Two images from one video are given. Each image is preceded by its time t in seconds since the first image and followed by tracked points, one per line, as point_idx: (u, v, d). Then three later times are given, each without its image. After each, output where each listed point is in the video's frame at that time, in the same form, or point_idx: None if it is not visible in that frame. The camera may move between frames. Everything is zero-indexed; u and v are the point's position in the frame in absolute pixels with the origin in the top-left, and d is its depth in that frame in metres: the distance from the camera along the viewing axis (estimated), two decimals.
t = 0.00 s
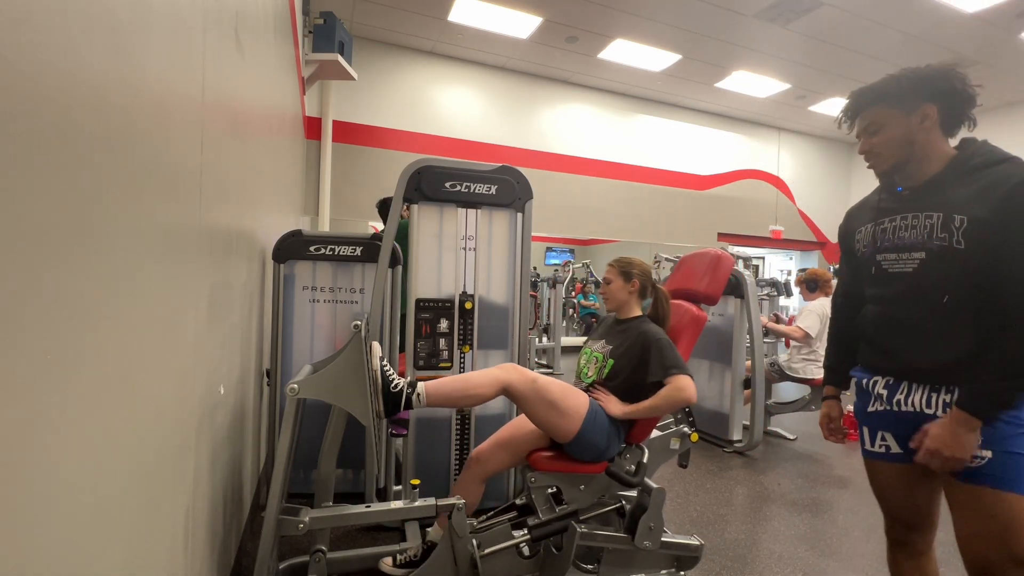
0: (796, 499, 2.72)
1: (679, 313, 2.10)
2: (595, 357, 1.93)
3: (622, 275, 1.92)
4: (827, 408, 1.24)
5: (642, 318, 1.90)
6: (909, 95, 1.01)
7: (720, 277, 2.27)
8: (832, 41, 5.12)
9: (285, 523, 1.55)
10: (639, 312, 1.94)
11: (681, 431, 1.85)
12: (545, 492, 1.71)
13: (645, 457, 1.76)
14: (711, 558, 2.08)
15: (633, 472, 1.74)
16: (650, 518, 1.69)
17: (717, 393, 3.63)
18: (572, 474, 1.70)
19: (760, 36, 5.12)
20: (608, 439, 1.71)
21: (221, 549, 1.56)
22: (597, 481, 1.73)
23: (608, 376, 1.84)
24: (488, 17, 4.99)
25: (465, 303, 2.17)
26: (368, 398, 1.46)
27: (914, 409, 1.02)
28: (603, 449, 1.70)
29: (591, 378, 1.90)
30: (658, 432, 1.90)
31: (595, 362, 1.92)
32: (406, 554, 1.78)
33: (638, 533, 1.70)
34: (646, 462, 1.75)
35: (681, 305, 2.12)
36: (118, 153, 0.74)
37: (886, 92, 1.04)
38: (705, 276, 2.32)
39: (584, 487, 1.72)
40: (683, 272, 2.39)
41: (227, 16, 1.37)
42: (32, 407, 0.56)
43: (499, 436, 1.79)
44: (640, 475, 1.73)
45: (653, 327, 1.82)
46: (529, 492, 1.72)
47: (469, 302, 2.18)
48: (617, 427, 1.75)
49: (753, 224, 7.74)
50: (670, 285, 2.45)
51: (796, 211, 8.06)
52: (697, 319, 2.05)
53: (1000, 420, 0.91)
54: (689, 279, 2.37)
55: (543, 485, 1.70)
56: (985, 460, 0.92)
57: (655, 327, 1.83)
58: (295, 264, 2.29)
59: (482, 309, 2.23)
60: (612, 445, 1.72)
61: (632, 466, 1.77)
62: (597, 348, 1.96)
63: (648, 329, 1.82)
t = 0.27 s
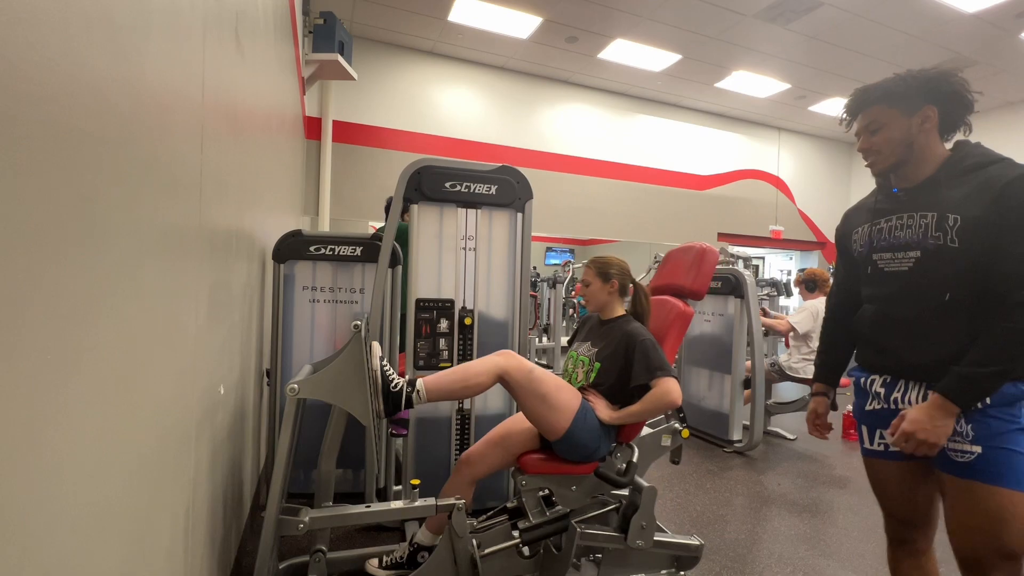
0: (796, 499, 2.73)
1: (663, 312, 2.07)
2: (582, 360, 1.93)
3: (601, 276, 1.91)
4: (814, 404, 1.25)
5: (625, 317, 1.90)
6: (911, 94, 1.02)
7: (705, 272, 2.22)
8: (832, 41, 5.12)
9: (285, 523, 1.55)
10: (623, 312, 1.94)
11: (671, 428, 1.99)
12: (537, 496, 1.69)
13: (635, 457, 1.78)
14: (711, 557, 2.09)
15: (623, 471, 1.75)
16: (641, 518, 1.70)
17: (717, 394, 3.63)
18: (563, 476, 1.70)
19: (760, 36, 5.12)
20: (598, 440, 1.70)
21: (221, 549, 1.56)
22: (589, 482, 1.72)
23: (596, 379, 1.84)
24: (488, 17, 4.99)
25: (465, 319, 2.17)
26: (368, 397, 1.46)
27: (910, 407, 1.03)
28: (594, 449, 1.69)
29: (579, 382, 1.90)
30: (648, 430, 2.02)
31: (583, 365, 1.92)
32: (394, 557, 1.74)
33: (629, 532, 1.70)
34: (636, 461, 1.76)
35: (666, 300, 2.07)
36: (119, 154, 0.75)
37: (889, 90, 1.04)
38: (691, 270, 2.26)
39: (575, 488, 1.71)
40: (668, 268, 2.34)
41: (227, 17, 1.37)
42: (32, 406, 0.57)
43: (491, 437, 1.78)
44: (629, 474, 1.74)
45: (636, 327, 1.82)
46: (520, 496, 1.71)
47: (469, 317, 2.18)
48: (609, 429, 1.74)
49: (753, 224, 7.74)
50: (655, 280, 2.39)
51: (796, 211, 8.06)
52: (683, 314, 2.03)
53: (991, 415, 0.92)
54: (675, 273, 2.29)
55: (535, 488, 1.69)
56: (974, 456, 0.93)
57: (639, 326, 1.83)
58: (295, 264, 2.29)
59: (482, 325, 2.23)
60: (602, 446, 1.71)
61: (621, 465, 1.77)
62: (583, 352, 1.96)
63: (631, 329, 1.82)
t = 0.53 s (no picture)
0: (796, 499, 2.73)
1: (653, 310, 2.08)
2: (570, 361, 1.92)
3: (581, 278, 1.91)
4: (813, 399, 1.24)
5: (610, 317, 1.89)
6: (915, 94, 1.02)
7: (692, 268, 2.23)
8: (832, 41, 5.12)
9: (285, 523, 1.55)
10: (608, 312, 1.94)
11: (664, 425, 2.00)
12: (530, 499, 1.67)
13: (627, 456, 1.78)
14: (711, 557, 2.09)
15: (615, 471, 1.74)
16: (635, 517, 1.70)
17: (717, 394, 3.63)
18: (555, 477, 1.69)
19: (760, 36, 5.13)
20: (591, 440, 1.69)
21: (221, 549, 1.56)
22: (581, 481, 1.72)
23: (585, 381, 1.84)
24: (488, 17, 5.00)
25: (465, 331, 2.17)
26: (368, 397, 1.46)
27: (912, 406, 1.02)
28: (585, 448, 1.68)
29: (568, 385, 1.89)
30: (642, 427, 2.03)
31: (570, 366, 1.91)
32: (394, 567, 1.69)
33: (624, 531, 1.70)
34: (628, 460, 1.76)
35: (656, 297, 2.09)
36: (120, 154, 0.75)
37: (891, 90, 1.04)
38: (677, 267, 2.28)
39: (569, 489, 1.71)
40: (655, 265, 2.34)
41: (227, 17, 1.37)
42: (32, 405, 0.57)
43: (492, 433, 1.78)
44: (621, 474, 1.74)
45: (623, 326, 1.81)
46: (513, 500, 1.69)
47: (468, 330, 2.17)
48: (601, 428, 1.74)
49: (753, 224, 7.75)
50: (643, 279, 2.41)
51: (796, 210, 8.06)
52: (673, 310, 2.03)
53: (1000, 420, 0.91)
54: (663, 270, 2.32)
55: (527, 491, 1.68)
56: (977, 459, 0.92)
57: (626, 326, 1.82)
58: (295, 264, 2.29)
59: (481, 336, 2.24)
60: (594, 446, 1.70)
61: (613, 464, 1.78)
62: (570, 353, 1.95)
63: (618, 329, 1.81)
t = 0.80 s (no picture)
0: (796, 499, 2.72)
1: (648, 308, 2.08)
2: (565, 361, 1.93)
3: (573, 277, 1.91)
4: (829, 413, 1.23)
5: (604, 316, 1.88)
6: (940, 83, 1.02)
7: (686, 266, 2.22)
8: (832, 42, 5.12)
9: (285, 523, 1.55)
10: (602, 310, 1.93)
11: (660, 424, 2.00)
12: (526, 499, 1.66)
13: (624, 456, 1.78)
14: (711, 558, 2.08)
15: (611, 470, 1.72)
16: (632, 517, 1.69)
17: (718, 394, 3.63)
18: (552, 477, 1.70)
19: (760, 36, 5.12)
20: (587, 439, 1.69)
21: (221, 549, 1.55)
22: (578, 482, 1.74)
23: (578, 382, 1.84)
24: (488, 17, 4.99)
25: (465, 336, 2.17)
26: (368, 397, 1.45)
27: (926, 412, 1.00)
28: (581, 449, 1.68)
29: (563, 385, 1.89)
30: (637, 426, 2.03)
31: (565, 366, 1.92)
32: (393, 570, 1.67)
33: (621, 531, 1.69)
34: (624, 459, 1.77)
35: (650, 296, 2.09)
36: (120, 154, 0.75)
37: (917, 75, 1.04)
38: (672, 264, 2.28)
39: (566, 490, 1.72)
40: (650, 263, 2.34)
41: (227, 16, 1.37)
42: (32, 407, 0.56)
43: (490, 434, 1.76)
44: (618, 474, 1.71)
45: (617, 325, 1.80)
46: (510, 500, 1.68)
47: (468, 336, 2.17)
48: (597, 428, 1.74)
49: (754, 224, 7.74)
50: (639, 278, 2.41)
51: (796, 210, 8.05)
52: (667, 309, 2.02)
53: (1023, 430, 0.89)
54: (658, 269, 2.32)
55: (523, 492, 1.67)
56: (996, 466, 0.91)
57: (620, 325, 1.81)
58: (295, 264, 2.29)
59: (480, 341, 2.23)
60: (590, 444, 1.70)
61: (609, 464, 1.78)
62: (565, 353, 1.96)
63: (611, 328, 1.80)
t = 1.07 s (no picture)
0: (797, 499, 2.71)
1: (658, 309, 2.04)
2: (573, 360, 1.92)
3: (586, 277, 1.91)
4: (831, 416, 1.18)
5: (615, 316, 1.88)
6: (994, 64, 0.88)
7: (697, 269, 2.21)
8: (832, 42, 5.11)
9: (285, 523, 1.54)
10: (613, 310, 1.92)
11: (666, 426, 1.97)
12: (532, 498, 1.67)
13: (631, 457, 1.73)
14: (711, 558, 2.08)
15: (617, 471, 1.71)
16: (637, 517, 1.69)
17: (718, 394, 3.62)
18: (558, 477, 1.68)
19: (760, 36, 5.11)
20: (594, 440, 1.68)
21: (220, 549, 1.55)
22: (584, 482, 1.71)
23: (587, 381, 1.83)
24: (488, 17, 4.99)
25: (465, 326, 2.16)
26: (368, 397, 1.45)
27: (940, 419, 0.94)
28: (587, 449, 1.67)
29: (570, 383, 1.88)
30: (644, 428, 2.00)
31: (574, 365, 1.90)
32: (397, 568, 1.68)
33: (626, 531, 1.69)
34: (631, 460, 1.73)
35: (660, 298, 2.06)
36: (121, 155, 0.74)
37: (977, 51, 0.89)
38: (682, 268, 2.27)
39: (572, 488, 1.70)
40: (660, 266, 2.33)
41: (227, 16, 1.36)
42: (34, 407, 0.56)
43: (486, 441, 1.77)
44: (624, 474, 1.71)
45: (628, 326, 1.80)
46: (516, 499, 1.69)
47: (468, 325, 2.17)
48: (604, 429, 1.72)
49: (753, 224, 7.74)
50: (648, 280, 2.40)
51: (796, 210, 8.05)
52: (676, 312, 2.00)
53: None
54: (668, 272, 2.31)
55: (529, 491, 1.67)
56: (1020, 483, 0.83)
57: (630, 326, 1.80)
58: (295, 264, 2.28)
59: (482, 331, 2.22)
60: (596, 443, 1.69)
61: (616, 465, 1.73)
62: (574, 352, 1.94)
63: (622, 329, 1.80)
